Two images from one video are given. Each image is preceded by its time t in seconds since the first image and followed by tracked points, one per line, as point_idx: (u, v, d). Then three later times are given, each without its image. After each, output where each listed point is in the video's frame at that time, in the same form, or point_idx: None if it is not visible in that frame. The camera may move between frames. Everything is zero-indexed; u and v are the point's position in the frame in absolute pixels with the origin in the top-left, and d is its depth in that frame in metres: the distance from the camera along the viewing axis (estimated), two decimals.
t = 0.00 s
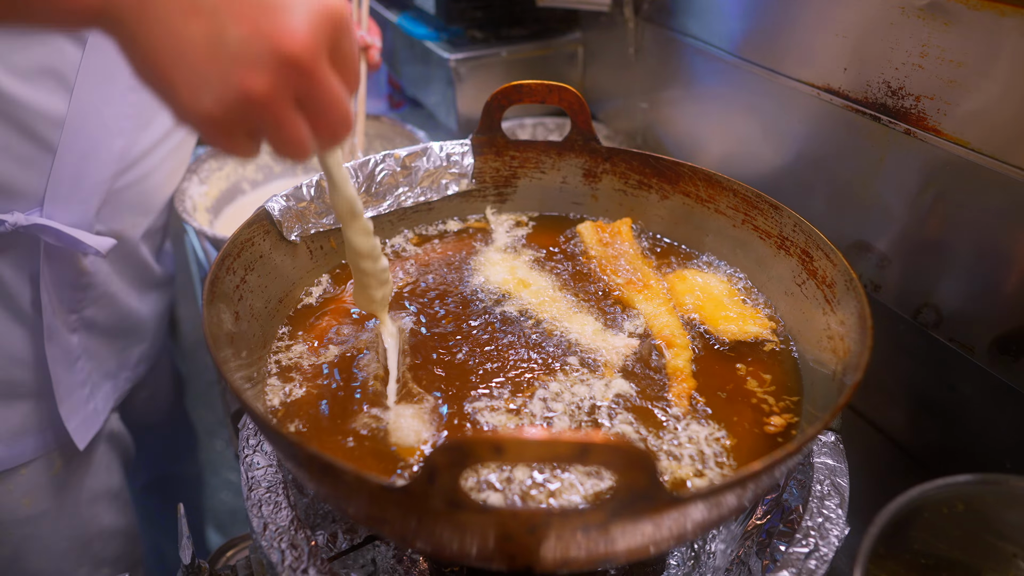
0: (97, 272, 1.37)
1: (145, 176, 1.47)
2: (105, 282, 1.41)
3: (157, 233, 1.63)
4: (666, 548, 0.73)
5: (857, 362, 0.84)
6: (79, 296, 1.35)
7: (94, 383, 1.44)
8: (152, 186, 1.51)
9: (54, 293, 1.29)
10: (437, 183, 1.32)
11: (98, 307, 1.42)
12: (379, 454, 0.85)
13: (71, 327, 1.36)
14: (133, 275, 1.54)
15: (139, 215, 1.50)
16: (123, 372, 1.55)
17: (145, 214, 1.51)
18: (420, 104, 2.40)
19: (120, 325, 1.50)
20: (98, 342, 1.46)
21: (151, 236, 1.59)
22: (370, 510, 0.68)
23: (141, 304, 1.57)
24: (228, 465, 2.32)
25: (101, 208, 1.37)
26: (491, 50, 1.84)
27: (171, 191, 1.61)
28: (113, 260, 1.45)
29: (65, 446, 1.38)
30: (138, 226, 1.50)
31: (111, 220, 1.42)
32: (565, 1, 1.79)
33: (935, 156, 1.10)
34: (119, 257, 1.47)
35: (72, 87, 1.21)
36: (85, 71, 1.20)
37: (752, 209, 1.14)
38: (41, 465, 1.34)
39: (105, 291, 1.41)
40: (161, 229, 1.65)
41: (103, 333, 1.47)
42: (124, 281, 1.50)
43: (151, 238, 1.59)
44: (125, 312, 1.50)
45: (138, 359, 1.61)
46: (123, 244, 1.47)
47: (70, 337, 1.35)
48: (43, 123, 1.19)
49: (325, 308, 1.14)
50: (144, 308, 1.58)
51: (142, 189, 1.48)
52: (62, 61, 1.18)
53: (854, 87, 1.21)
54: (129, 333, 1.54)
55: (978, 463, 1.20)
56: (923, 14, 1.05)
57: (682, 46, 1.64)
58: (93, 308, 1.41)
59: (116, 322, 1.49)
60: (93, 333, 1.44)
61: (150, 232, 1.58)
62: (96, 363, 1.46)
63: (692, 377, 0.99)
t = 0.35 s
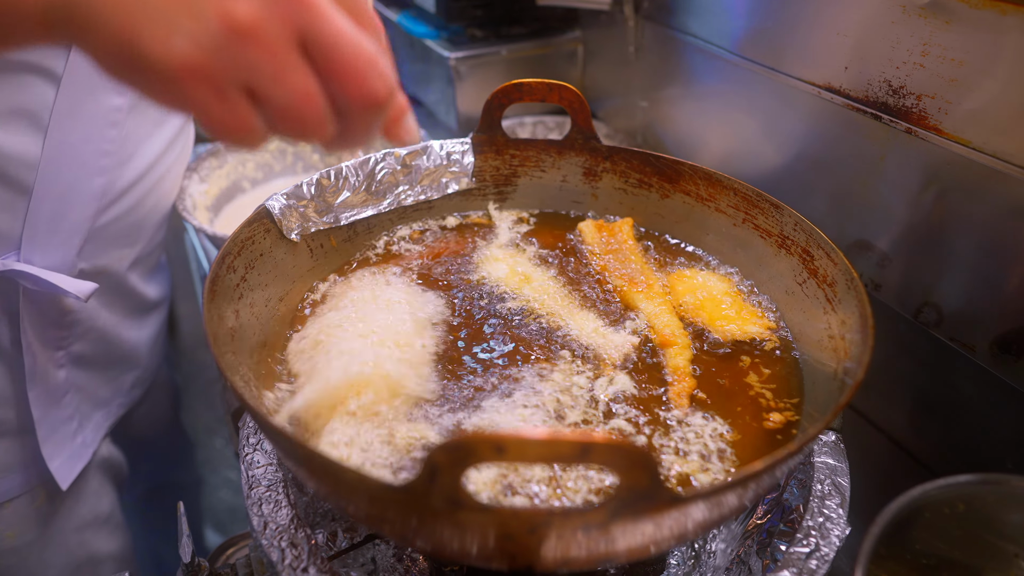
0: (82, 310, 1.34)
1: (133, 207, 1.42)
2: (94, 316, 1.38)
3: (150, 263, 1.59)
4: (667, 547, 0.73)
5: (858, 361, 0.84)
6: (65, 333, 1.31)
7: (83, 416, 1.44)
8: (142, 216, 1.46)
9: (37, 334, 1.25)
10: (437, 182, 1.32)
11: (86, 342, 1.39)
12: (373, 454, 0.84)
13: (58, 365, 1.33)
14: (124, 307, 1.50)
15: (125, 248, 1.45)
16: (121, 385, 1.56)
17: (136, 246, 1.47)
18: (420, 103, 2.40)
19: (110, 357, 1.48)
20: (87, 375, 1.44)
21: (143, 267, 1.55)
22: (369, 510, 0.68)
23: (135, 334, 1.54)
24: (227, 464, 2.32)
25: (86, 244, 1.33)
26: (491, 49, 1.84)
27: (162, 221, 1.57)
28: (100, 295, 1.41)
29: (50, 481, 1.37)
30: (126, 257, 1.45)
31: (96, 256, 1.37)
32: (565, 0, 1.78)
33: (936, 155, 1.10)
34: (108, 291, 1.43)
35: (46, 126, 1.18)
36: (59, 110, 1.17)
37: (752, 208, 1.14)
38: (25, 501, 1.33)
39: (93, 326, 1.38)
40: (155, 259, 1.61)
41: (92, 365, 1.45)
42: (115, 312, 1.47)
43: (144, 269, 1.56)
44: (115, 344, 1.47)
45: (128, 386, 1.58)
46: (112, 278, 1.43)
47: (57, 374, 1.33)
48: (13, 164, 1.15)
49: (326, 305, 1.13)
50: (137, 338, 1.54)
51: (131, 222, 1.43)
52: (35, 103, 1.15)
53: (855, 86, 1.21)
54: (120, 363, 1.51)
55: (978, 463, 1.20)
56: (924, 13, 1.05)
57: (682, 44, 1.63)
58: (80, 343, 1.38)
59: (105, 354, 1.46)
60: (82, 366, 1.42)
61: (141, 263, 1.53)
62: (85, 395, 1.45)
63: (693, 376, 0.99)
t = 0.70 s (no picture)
0: (91, 283, 1.30)
1: (138, 174, 1.33)
2: (103, 292, 1.34)
3: (163, 232, 1.53)
4: (668, 547, 0.73)
5: (859, 361, 0.84)
6: (80, 310, 1.29)
7: (104, 395, 1.43)
8: (149, 184, 1.38)
9: (48, 314, 1.22)
10: (439, 182, 1.32)
11: (99, 319, 1.36)
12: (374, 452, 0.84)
13: (76, 343, 1.31)
14: (138, 280, 1.46)
15: (130, 218, 1.37)
16: (144, 365, 1.55)
17: (144, 214, 1.40)
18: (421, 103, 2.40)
19: (128, 333, 1.45)
20: (105, 355, 1.42)
21: (156, 236, 1.49)
22: (372, 507, 0.68)
23: (149, 308, 1.50)
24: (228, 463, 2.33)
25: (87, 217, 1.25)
26: (492, 49, 1.84)
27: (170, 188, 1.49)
28: (109, 268, 1.36)
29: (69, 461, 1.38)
30: (131, 227, 1.37)
31: (96, 228, 1.29)
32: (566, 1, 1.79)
33: (936, 156, 1.10)
34: (120, 263, 1.38)
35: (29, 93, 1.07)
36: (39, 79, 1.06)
37: (754, 208, 1.14)
38: (40, 482, 1.33)
39: (103, 302, 1.34)
40: (167, 227, 1.54)
41: (107, 343, 1.42)
42: (128, 285, 1.43)
43: (157, 239, 1.50)
44: (131, 319, 1.44)
45: (150, 363, 1.56)
46: (122, 250, 1.37)
47: (75, 353, 1.31)
48: None
49: (330, 304, 1.14)
50: (151, 310, 1.51)
51: (134, 190, 1.34)
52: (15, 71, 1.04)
53: (856, 87, 1.21)
54: (138, 338, 1.48)
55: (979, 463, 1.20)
56: (925, 14, 1.05)
57: (683, 45, 1.64)
58: (96, 321, 1.35)
59: (121, 331, 1.43)
60: (98, 345, 1.39)
61: (153, 233, 1.47)
62: (105, 374, 1.43)
63: (698, 379, 0.99)
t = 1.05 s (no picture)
0: (89, 221, 1.39)
1: (127, 117, 1.42)
2: (100, 232, 1.43)
3: (153, 182, 1.63)
4: (669, 544, 0.74)
5: (859, 361, 0.85)
6: (80, 248, 1.39)
7: (106, 333, 1.51)
8: (142, 130, 1.48)
9: (48, 249, 1.31)
10: (441, 181, 1.33)
11: (98, 258, 1.45)
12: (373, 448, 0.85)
13: (76, 280, 1.40)
14: (130, 224, 1.55)
15: (121, 162, 1.46)
16: (140, 308, 1.64)
17: (137, 158, 1.50)
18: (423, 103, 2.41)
19: (122, 274, 1.53)
20: (105, 294, 1.51)
21: (147, 183, 1.58)
22: (373, 503, 0.69)
23: (139, 252, 1.60)
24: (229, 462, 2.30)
25: (83, 158, 1.35)
26: (493, 49, 1.85)
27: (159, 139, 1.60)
28: (104, 210, 1.44)
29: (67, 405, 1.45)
30: (122, 170, 1.46)
31: (91, 169, 1.38)
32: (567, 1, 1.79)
33: (936, 156, 1.11)
34: (115, 206, 1.47)
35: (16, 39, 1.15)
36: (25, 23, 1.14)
37: (755, 208, 1.15)
38: (42, 420, 1.39)
39: (100, 241, 1.44)
40: (157, 178, 1.64)
41: (106, 284, 1.50)
42: (121, 228, 1.52)
43: (148, 188, 1.60)
44: (124, 259, 1.53)
45: (144, 304, 1.66)
46: (116, 193, 1.46)
47: (75, 289, 1.39)
48: None
49: (333, 303, 1.14)
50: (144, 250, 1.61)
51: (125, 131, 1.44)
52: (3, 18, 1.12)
53: (856, 87, 1.21)
54: (132, 279, 1.57)
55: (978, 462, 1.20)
56: (925, 15, 1.06)
57: (684, 45, 1.64)
58: (94, 260, 1.44)
59: (115, 272, 1.51)
60: (98, 285, 1.48)
61: (143, 180, 1.56)
62: (106, 314, 1.51)
63: (690, 376, 0.99)
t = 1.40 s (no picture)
0: (47, 215, 1.35)
1: (93, 115, 1.40)
2: (63, 226, 1.38)
3: (131, 183, 1.60)
4: (670, 543, 0.74)
5: (859, 361, 0.85)
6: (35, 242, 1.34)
7: (62, 329, 1.44)
8: (112, 126, 1.46)
9: None
10: (443, 182, 1.33)
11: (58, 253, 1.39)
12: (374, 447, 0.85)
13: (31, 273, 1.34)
14: (103, 222, 1.51)
15: (89, 158, 1.42)
16: (109, 308, 1.57)
17: (108, 154, 1.47)
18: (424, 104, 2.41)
19: (90, 273, 1.47)
20: (66, 292, 1.44)
21: (122, 182, 1.55)
22: (376, 500, 0.69)
23: (112, 250, 1.54)
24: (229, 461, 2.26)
25: (45, 152, 1.31)
26: (495, 50, 1.85)
27: (135, 140, 1.58)
28: (70, 206, 1.41)
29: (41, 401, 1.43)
30: (89, 166, 1.42)
31: (53, 163, 1.34)
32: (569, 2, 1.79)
33: (936, 157, 1.11)
34: (80, 201, 1.43)
35: None
36: None
37: (756, 209, 1.15)
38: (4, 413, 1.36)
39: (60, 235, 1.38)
40: (135, 179, 1.61)
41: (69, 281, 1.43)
42: (92, 226, 1.48)
43: (124, 188, 1.56)
44: (91, 256, 1.46)
45: (116, 304, 1.58)
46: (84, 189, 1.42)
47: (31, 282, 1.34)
48: None
49: (336, 302, 1.15)
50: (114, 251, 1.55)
51: (92, 128, 1.40)
52: None
53: (857, 88, 1.22)
54: (100, 278, 1.51)
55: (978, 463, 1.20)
56: (926, 17, 1.06)
57: (685, 46, 1.64)
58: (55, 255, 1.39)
59: (81, 270, 1.45)
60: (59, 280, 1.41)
61: (117, 178, 1.52)
62: (67, 311, 1.45)
63: (694, 371, 1.00)
